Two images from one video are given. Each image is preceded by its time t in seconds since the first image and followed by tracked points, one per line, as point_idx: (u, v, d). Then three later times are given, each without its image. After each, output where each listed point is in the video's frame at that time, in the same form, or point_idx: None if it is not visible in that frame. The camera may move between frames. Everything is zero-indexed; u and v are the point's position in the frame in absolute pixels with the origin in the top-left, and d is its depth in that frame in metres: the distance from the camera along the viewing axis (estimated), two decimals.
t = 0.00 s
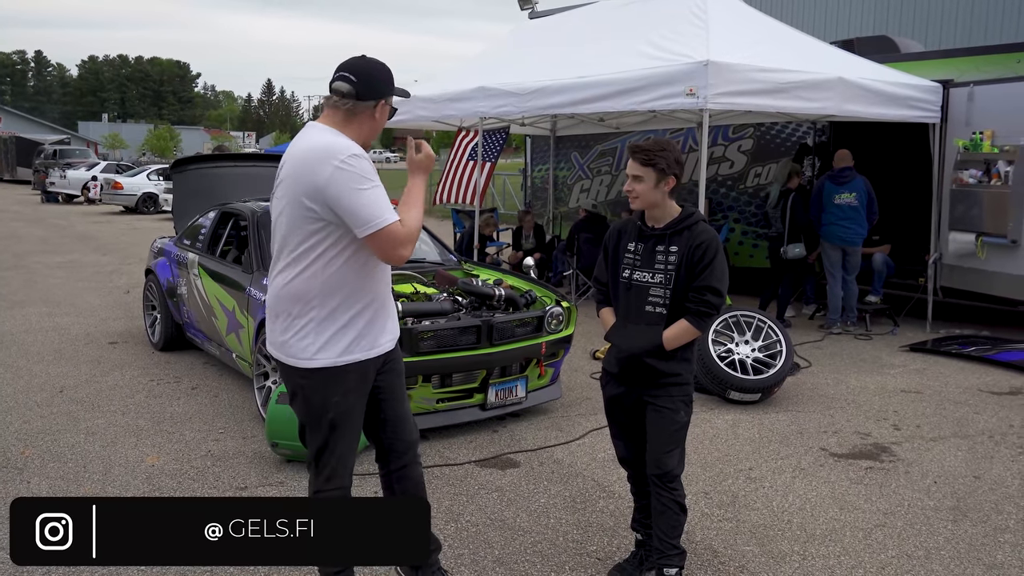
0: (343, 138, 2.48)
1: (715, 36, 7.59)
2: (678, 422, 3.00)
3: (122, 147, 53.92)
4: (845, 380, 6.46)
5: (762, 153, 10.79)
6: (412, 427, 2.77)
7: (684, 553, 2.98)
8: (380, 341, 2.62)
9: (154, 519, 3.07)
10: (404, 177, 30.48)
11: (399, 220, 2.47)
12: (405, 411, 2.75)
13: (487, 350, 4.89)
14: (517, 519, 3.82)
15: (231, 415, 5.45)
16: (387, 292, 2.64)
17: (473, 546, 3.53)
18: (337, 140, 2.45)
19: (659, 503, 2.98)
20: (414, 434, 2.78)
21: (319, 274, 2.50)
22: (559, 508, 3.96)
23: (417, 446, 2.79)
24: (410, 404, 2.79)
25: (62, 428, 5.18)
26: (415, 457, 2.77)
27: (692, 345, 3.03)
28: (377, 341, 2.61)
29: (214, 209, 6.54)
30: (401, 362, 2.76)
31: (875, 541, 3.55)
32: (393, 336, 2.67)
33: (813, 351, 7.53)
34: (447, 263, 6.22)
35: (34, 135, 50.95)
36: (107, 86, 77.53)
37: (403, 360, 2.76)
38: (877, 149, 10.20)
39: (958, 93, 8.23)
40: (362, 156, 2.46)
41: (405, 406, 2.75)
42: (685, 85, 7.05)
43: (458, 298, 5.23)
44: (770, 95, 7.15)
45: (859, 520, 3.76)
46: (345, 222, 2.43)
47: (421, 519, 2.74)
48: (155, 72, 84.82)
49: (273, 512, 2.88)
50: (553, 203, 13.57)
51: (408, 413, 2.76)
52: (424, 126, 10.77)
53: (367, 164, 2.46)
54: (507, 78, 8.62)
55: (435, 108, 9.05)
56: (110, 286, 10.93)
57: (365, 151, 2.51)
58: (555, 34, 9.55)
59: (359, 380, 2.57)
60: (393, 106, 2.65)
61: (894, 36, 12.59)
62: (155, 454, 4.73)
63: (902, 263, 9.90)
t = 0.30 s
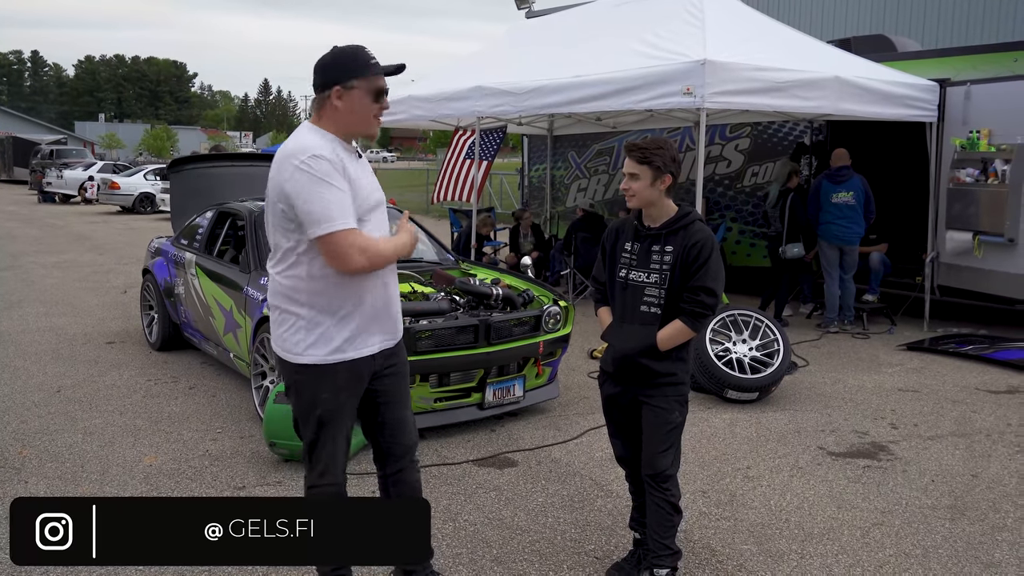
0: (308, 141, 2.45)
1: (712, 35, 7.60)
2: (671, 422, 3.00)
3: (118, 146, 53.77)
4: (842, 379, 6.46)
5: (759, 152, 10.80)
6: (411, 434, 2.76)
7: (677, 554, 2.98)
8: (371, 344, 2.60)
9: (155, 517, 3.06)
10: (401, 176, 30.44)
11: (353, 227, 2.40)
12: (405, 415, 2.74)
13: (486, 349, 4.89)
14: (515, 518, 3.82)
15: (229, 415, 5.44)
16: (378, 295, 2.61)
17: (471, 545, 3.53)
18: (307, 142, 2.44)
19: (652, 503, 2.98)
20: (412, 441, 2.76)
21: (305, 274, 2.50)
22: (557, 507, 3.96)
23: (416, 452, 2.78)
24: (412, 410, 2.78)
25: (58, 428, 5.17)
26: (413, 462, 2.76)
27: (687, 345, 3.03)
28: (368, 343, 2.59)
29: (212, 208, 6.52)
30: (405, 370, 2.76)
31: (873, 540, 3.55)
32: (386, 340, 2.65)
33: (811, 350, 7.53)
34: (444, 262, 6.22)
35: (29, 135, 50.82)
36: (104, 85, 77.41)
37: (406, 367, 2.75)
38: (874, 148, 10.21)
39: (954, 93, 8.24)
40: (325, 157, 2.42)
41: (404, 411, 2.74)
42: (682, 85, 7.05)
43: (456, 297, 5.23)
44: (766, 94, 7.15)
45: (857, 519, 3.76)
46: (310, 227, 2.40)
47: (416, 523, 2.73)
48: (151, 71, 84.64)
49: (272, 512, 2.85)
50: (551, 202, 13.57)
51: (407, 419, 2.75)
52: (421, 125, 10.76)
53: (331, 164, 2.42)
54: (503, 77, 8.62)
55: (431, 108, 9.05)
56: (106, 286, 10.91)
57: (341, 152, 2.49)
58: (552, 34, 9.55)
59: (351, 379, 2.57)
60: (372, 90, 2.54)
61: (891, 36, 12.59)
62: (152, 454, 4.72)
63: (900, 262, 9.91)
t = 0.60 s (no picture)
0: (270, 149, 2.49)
1: (712, 36, 7.60)
2: (673, 425, 3.00)
3: (120, 148, 53.79)
4: (845, 380, 6.46)
5: (760, 153, 10.80)
6: (414, 441, 2.73)
7: (684, 557, 2.97)
8: (350, 348, 2.58)
9: (152, 517, 3.03)
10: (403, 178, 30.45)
11: (294, 232, 2.38)
12: (405, 422, 2.71)
13: (488, 351, 4.89)
14: (518, 519, 3.82)
15: (231, 417, 5.45)
16: (359, 299, 2.57)
17: (474, 547, 3.52)
18: (270, 149, 2.50)
19: (656, 506, 2.98)
20: (412, 449, 2.73)
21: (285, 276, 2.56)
22: (560, 509, 3.95)
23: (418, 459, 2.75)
24: (417, 418, 2.75)
25: (61, 429, 5.18)
26: (416, 470, 2.73)
27: (689, 348, 3.03)
28: (346, 348, 2.58)
29: (214, 210, 6.53)
30: (406, 378, 2.73)
31: (876, 541, 3.54)
32: (366, 346, 2.60)
33: (813, 352, 7.52)
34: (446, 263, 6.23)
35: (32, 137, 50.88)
36: (106, 88, 77.49)
37: (408, 376, 2.73)
38: (875, 149, 10.20)
39: (956, 93, 8.23)
40: (275, 164, 2.44)
41: (404, 419, 2.71)
42: (684, 86, 7.05)
43: (458, 299, 5.23)
44: (767, 95, 7.15)
45: (860, 520, 3.76)
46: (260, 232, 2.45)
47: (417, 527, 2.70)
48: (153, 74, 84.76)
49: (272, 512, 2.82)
50: (552, 204, 13.57)
51: (407, 426, 2.72)
52: (422, 127, 10.77)
53: (277, 171, 2.43)
54: (504, 79, 8.62)
55: (432, 110, 9.05)
56: (109, 288, 10.92)
57: (305, 157, 2.49)
58: (553, 35, 9.55)
59: (334, 378, 2.57)
60: (320, 84, 2.51)
61: (893, 37, 12.59)
62: (155, 456, 4.73)
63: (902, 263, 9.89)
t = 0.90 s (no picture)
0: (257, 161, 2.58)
1: (717, 38, 7.61)
2: (680, 431, 2.99)
3: (126, 152, 53.98)
4: (851, 382, 6.44)
5: (765, 155, 10.78)
6: (416, 446, 2.65)
7: (690, 562, 2.97)
8: (336, 348, 2.57)
9: (151, 516, 3.02)
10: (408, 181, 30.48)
11: (261, 245, 2.46)
12: (403, 426, 2.64)
13: (494, 354, 4.89)
14: (524, 522, 3.83)
15: (237, 419, 5.46)
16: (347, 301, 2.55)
17: (480, 550, 3.53)
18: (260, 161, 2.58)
19: (663, 513, 2.98)
20: (412, 455, 2.65)
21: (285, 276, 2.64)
22: (566, 511, 3.96)
23: (421, 464, 2.66)
24: (418, 423, 2.67)
25: (69, 432, 5.20)
26: (418, 475, 2.65)
27: (695, 352, 3.02)
28: (332, 348, 2.57)
29: (220, 213, 6.55)
30: (407, 381, 2.66)
31: (884, 544, 3.54)
32: (350, 349, 2.57)
33: (819, 354, 7.51)
34: (452, 266, 6.25)
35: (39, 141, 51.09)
36: (112, 91, 77.76)
37: (407, 380, 2.65)
38: (881, 151, 10.19)
39: (962, 95, 8.21)
40: (255, 176, 2.52)
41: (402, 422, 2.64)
42: (689, 88, 7.04)
43: (464, 301, 5.24)
44: (772, 98, 7.14)
45: (867, 523, 3.75)
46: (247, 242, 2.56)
47: (418, 531, 2.65)
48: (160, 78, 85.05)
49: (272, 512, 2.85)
50: (558, 206, 13.57)
51: (406, 431, 2.64)
52: (427, 130, 10.79)
53: (256, 183, 2.51)
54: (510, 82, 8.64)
55: (438, 113, 9.08)
56: (116, 291, 10.96)
57: (286, 169, 2.54)
58: (558, 38, 9.56)
59: (324, 379, 2.59)
60: (294, 93, 2.53)
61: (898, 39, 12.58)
62: (161, 458, 4.74)
63: (908, 266, 9.87)
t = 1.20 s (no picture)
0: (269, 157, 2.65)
1: (720, 40, 7.60)
2: (683, 434, 3.00)
3: (130, 155, 54.08)
4: (855, 384, 6.45)
5: (768, 157, 10.78)
6: (415, 453, 2.64)
7: (694, 565, 2.99)
8: (322, 347, 2.60)
9: (151, 516, 3.05)
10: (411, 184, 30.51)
11: (260, 238, 2.55)
12: (401, 434, 2.62)
13: (498, 356, 4.90)
14: (528, 524, 3.83)
15: (242, 421, 5.47)
16: (338, 302, 2.58)
17: (484, 551, 3.54)
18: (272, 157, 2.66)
19: (666, 517, 2.99)
20: (410, 463, 2.63)
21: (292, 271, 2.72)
22: (571, 513, 3.96)
23: (419, 471, 2.65)
24: (417, 431, 2.65)
25: (73, 434, 5.22)
26: (417, 481, 2.63)
27: (700, 354, 3.03)
28: (319, 346, 2.60)
29: (224, 215, 6.57)
30: (403, 391, 2.62)
31: (888, 545, 3.54)
32: (335, 350, 2.59)
33: (822, 356, 7.51)
34: (457, 269, 6.26)
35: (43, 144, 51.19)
36: (116, 94, 77.90)
37: (406, 389, 2.62)
38: (885, 152, 10.18)
39: (966, 96, 8.20)
40: (264, 171, 2.61)
41: (400, 431, 2.62)
42: (692, 90, 7.04)
43: (468, 303, 5.24)
44: (775, 99, 7.14)
45: (871, 524, 3.76)
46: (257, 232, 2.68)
47: (422, 536, 2.64)
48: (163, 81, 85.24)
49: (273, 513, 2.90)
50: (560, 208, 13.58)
51: (404, 438, 2.62)
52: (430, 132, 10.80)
53: (263, 179, 2.60)
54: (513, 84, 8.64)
55: (441, 115, 9.09)
56: (120, 293, 10.98)
57: (291, 167, 2.59)
58: (561, 40, 9.57)
59: (323, 382, 2.61)
60: (308, 96, 2.54)
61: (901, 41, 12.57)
62: (166, 460, 4.76)
63: (911, 267, 9.86)
